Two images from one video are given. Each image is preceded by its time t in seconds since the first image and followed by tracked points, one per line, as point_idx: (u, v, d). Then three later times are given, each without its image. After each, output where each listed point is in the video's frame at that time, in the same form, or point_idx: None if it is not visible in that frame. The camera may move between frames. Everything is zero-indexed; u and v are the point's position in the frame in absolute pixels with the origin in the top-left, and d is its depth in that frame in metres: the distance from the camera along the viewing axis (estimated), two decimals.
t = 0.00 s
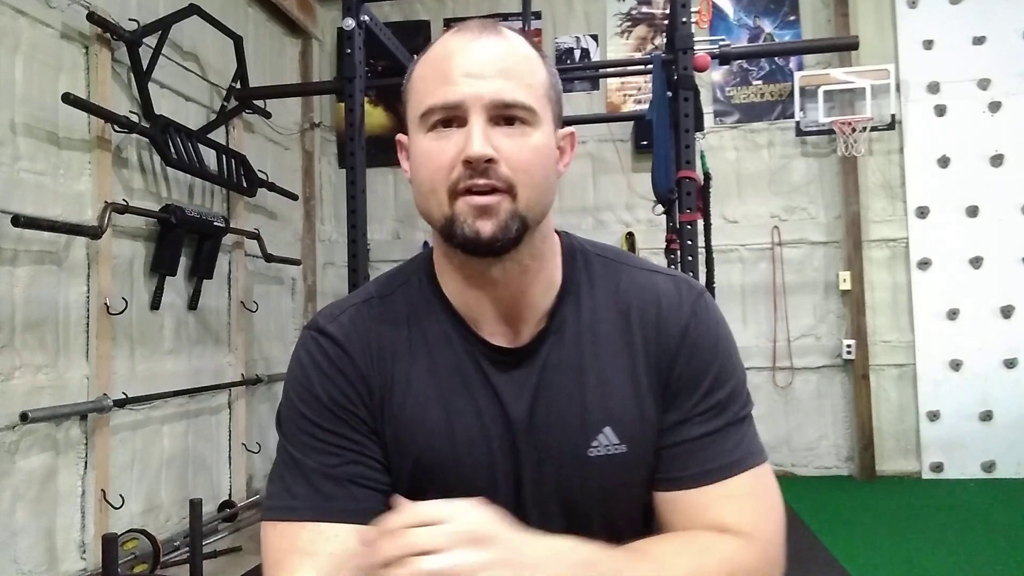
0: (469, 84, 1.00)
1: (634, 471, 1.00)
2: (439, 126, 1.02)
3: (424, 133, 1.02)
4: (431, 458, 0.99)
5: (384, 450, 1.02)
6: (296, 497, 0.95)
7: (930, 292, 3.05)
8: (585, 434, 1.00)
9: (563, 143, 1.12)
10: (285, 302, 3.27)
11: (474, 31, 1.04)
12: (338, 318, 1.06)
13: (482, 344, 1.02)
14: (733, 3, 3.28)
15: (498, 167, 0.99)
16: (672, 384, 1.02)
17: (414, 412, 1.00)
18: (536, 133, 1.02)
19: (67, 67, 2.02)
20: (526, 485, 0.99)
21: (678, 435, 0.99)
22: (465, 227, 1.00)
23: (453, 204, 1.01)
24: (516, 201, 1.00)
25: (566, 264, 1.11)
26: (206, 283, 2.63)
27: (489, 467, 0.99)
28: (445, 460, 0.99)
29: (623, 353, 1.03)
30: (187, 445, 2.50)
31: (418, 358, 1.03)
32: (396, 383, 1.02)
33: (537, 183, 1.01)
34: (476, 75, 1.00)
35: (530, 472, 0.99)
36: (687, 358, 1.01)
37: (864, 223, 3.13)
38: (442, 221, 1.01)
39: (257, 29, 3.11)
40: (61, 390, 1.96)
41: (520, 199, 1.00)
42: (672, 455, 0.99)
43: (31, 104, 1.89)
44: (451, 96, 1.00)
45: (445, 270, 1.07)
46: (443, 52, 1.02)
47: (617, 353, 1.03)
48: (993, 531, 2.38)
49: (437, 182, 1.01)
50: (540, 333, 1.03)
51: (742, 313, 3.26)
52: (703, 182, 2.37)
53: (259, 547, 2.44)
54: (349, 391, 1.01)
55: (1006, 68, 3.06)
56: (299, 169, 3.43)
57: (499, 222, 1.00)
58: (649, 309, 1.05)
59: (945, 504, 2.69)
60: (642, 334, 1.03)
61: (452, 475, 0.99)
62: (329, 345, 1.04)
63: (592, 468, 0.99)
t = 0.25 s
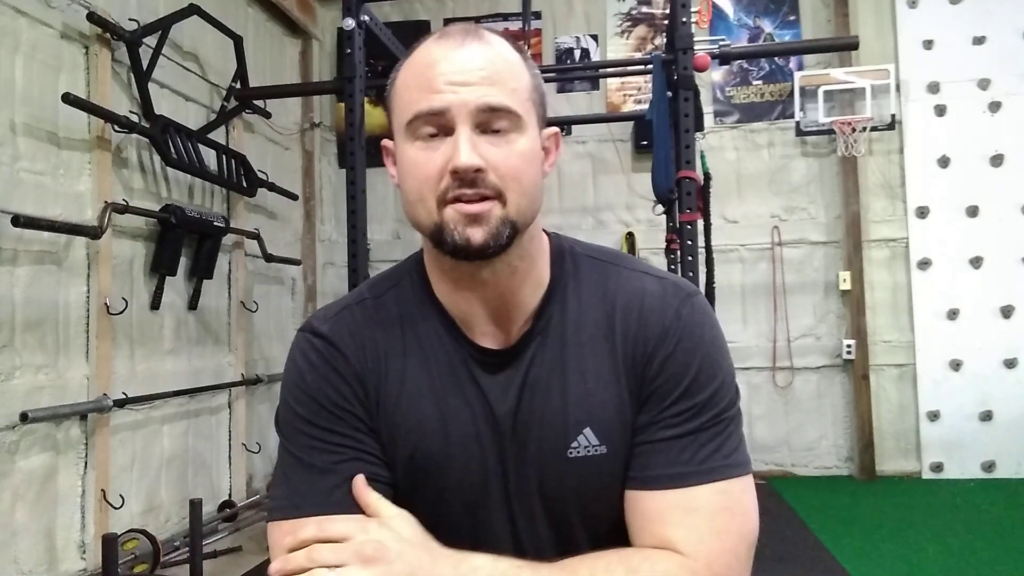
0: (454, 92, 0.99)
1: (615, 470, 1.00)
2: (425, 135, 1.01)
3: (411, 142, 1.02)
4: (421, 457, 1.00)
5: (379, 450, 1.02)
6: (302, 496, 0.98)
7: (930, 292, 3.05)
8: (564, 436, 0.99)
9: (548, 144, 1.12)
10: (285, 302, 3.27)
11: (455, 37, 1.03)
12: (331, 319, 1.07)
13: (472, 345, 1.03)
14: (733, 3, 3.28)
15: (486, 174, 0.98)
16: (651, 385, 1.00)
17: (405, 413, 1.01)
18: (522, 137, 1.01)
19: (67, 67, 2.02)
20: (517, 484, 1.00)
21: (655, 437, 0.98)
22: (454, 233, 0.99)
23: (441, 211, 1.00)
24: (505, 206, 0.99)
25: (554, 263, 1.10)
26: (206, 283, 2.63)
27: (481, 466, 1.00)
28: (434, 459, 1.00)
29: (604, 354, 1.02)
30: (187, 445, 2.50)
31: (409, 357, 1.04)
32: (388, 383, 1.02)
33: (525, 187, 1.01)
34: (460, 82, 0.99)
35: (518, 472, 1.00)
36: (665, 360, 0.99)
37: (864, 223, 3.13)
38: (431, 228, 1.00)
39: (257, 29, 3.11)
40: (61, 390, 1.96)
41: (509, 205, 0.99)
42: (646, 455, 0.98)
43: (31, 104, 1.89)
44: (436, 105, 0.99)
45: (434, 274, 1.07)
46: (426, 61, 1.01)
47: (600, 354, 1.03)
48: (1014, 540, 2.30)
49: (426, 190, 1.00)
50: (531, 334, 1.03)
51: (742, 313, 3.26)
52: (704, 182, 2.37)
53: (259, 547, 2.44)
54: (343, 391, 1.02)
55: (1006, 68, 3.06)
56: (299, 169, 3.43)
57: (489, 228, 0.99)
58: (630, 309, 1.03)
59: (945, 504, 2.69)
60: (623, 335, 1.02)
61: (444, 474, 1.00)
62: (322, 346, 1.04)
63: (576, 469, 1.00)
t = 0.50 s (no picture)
0: (427, 109, 0.98)
1: (622, 468, 1.01)
2: (405, 154, 1.00)
3: (392, 163, 1.01)
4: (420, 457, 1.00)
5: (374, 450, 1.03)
6: (293, 494, 0.97)
7: (930, 292, 3.05)
8: (572, 432, 1.01)
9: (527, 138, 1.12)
10: (285, 302, 3.27)
11: (422, 51, 1.02)
12: (325, 325, 1.08)
13: (467, 347, 1.05)
14: (733, 3, 3.28)
15: (470, 189, 0.98)
16: (662, 382, 1.02)
17: (402, 413, 1.02)
18: (502, 145, 1.01)
19: (67, 67, 2.02)
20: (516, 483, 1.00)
21: (666, 433, 1.00)
22: (446, 250, 0.99)
23: (429, 229, 1.00)
24: (493, 218, 0.99)
25: (551, 265, 1.11)
26: (206, 283, 2.63)
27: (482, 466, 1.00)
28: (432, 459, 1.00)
29: (610, 352, 1.04)
30: (187, 445, 2.50)
31: (404, 359, 1.05)
32: (383, 384, 1.04)
33: (510, 196, 1.01)
34: (432, 98, 0.98)
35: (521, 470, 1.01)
36: (676, 356, 1.02)
37: (864, 223, 3.13)
38: (422, 245, 1.01)
39: (257, 29, 3.11)
40: (61, 390, 1.96)
41: (497, 216, 1.00)
42: (658, 452, 0.99)
43: (31, 104, 1.89)
44: (412, 124, 0.98)
45: (427, 285, 1.08)
46: (395, 80, 1.00)
47: (602, 353, 1.04)
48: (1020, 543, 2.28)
49: (414, 209, 1.00)
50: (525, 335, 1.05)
51: (742, 313, 3.26)
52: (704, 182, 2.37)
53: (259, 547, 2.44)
54: (337, 393, 1.03)
55: (1006, 68, 3.06)
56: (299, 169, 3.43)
57: (479, 241, 0.99)
58: (635, 308, 1.06)
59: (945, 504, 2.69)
60: (628, 332, 1.05)
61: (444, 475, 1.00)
62: (316, 351, 1.06)
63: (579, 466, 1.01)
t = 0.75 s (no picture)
0: (447, 98, 0.98)
1: (623, 465, 1.02)
2: (420, 140, 1.01)
3: (405, 147, 1.02)
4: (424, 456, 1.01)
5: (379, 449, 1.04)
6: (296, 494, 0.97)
7: (930, 292, 3.05)
8: (576, 431, 1.01)
9: (544, 142, 1.12)
10: (285, 302, 3.27)
11: (449, 41, 1.02)
12: (327, 322, 1.08)
13: (471, 344, 1.04)
14: (733, 3, 3.28)
15: (481, 183, 0.99)
16: (662, 379, 1.03)
17: (407, 411, 1.02)
18: (518, 143, 1.01)
19: (67, 67, 2.02)
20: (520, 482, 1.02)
21: (666, 429, 1.00)
22: (450, 240, 1.00)
23: (436, 218, 1.01)
24: (499, 213, 1.00)
25: (554, 262, 1.12)
26: (206, 283, 2.63)
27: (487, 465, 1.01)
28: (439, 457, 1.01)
29: (613, 350, 1.04)
30: (187, 445, 2.50)
31: (408, 357, 1.05)
32: (388, 383, 1.04)
33: (521, 192, 1.02)
34: (452, 87, 0.98)
35: (524, 468, 1.02)
36: (676, 353, 1.02)
37: (864, 222, 3.13)
38: (427, 234, 1.02)
39: (257, 29, 3.11)
40: (61, 390, 1.96)
41: (504, 212, 1.00)
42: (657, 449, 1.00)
43: (31, 104, 1.89)
44: (430, 111, 0.98)
45: (432, 277, 1.08)
46: (420, 65, 1.01)
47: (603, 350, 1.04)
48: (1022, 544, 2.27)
49: (421, 195, 1.01)
50: (530, 335, 1.05)
51: (742, 313, 3.26)
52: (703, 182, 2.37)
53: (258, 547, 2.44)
54: (340, 394, 1.03)
55: (1006, 68, 3.06)
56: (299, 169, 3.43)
57: (484, 235, 1.00)
58: (638, 306, 1.06)
59: (946, 504, 2.69)
60: (631, 329, 1.05)
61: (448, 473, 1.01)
62: (319, 350, 1.05)
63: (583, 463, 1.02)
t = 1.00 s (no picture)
0: (463, 105, 0.98)
1: (624, 472, 1.02)
2: (432, 145, 1.00)
3: (417, 152, 1.01)
4: (426, 464, 1.01)
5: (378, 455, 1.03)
6: (299, 502, 0.98)
7: (930, 292, 3.05)
8: (578, 438, 1.02)
9: (551, 148, 1.13)
10: (285, 302, 3.27)
11: (464, 45, 1.02)
12: (327, 326, 1.07)
13: (472, 349, 1.04)
14: (733, 3, 3.28)
15: (495, 189, 0.99)
16: (664, 393, 1.04)
17: (406, 418, 1.02)
18: (531, 150, 1.01)
19: (67, 67, 2.02)
20: (521, 491, 1.02)
21: (668, 444, 1.02)
22: (461, 246, 1.00)
23: (448, 223, 1.00)
24: (511, 220, 1.00)
25: (556, 267, 1.11)
26: (206, 283, 2.63)
27: (487, 473, 1.01)
28: (440, 465, 1.01)
29: (615, 360, 1.04)
30: (187, 445, 2.50)
31: (408, 363, 1.05)
32: (388, 388, 1.03)
33: (533, 199, 1.01)
34: (468, 94, 0.98)
35: (526, 475, 1.02)
36: (677, 368, 1.03)
37: (864, 222, 3.13)
38: (436, 239, 1.01)
39: (257, 29, 3.11)
40: (61, 390, 1.96)
41: (516, 219, 1.00)
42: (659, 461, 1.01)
43: (30, 104, 1.88)
44: (446, 117, 0.98)
45: (437, 283, 1.08)
46: (435, 69, 1.00)
47: (607, 357, 1.05)
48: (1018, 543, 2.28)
49: (431, 201, 1.00)
50: (531, 341, 1.05)
51: (742, 313, 3.26)
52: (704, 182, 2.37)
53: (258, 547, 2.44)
54: (340, 401, 1.02)
55: (1007, 68, 3.06)
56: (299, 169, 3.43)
57: (495, 244, 1.00)
58: (639, 317, 1.06)
59: (946, 504, 2.69)
60: (633, 337, 1.05)
61: (450, 481, 1.01)
62: (320, 354, 1.04)
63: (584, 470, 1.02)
